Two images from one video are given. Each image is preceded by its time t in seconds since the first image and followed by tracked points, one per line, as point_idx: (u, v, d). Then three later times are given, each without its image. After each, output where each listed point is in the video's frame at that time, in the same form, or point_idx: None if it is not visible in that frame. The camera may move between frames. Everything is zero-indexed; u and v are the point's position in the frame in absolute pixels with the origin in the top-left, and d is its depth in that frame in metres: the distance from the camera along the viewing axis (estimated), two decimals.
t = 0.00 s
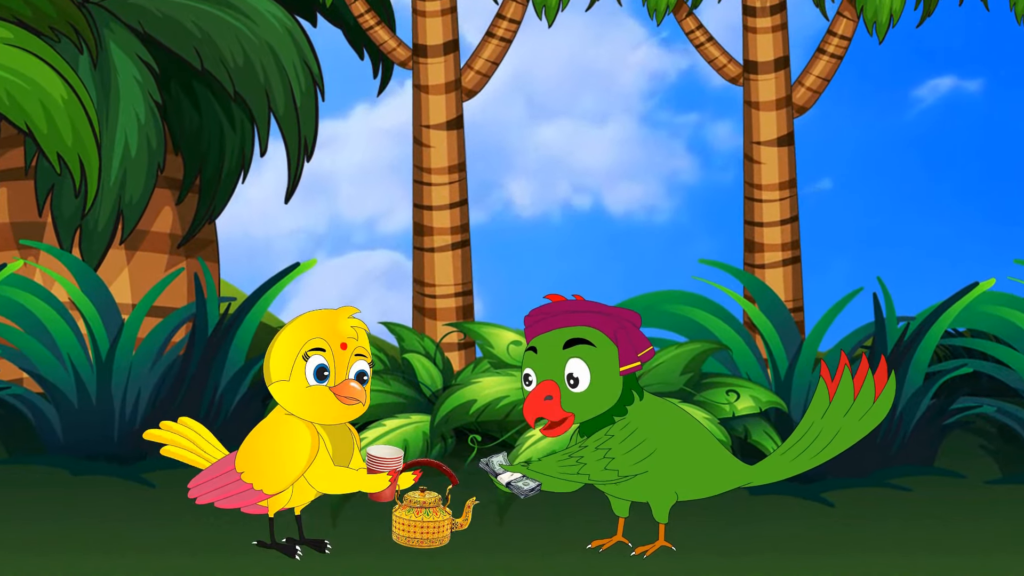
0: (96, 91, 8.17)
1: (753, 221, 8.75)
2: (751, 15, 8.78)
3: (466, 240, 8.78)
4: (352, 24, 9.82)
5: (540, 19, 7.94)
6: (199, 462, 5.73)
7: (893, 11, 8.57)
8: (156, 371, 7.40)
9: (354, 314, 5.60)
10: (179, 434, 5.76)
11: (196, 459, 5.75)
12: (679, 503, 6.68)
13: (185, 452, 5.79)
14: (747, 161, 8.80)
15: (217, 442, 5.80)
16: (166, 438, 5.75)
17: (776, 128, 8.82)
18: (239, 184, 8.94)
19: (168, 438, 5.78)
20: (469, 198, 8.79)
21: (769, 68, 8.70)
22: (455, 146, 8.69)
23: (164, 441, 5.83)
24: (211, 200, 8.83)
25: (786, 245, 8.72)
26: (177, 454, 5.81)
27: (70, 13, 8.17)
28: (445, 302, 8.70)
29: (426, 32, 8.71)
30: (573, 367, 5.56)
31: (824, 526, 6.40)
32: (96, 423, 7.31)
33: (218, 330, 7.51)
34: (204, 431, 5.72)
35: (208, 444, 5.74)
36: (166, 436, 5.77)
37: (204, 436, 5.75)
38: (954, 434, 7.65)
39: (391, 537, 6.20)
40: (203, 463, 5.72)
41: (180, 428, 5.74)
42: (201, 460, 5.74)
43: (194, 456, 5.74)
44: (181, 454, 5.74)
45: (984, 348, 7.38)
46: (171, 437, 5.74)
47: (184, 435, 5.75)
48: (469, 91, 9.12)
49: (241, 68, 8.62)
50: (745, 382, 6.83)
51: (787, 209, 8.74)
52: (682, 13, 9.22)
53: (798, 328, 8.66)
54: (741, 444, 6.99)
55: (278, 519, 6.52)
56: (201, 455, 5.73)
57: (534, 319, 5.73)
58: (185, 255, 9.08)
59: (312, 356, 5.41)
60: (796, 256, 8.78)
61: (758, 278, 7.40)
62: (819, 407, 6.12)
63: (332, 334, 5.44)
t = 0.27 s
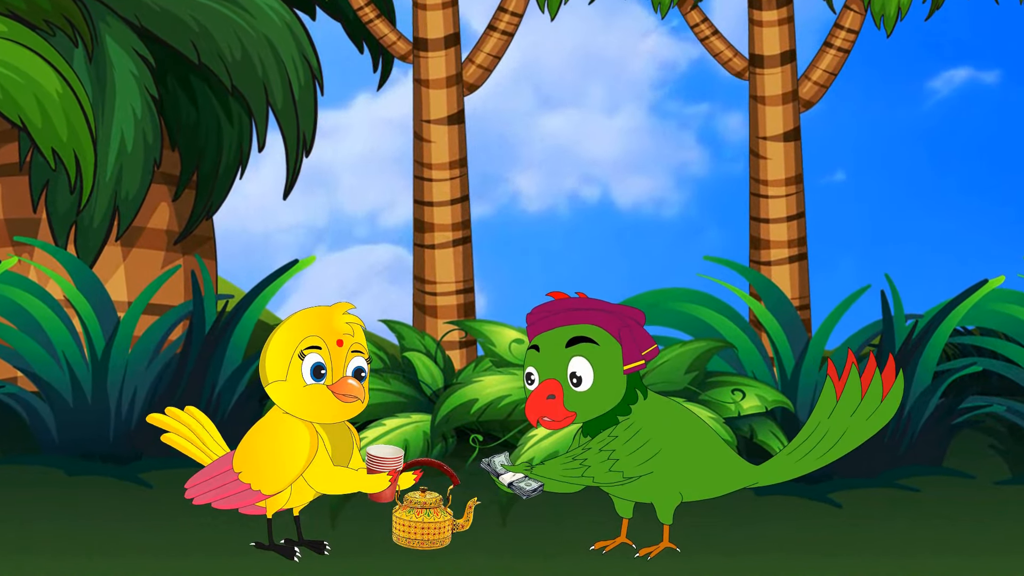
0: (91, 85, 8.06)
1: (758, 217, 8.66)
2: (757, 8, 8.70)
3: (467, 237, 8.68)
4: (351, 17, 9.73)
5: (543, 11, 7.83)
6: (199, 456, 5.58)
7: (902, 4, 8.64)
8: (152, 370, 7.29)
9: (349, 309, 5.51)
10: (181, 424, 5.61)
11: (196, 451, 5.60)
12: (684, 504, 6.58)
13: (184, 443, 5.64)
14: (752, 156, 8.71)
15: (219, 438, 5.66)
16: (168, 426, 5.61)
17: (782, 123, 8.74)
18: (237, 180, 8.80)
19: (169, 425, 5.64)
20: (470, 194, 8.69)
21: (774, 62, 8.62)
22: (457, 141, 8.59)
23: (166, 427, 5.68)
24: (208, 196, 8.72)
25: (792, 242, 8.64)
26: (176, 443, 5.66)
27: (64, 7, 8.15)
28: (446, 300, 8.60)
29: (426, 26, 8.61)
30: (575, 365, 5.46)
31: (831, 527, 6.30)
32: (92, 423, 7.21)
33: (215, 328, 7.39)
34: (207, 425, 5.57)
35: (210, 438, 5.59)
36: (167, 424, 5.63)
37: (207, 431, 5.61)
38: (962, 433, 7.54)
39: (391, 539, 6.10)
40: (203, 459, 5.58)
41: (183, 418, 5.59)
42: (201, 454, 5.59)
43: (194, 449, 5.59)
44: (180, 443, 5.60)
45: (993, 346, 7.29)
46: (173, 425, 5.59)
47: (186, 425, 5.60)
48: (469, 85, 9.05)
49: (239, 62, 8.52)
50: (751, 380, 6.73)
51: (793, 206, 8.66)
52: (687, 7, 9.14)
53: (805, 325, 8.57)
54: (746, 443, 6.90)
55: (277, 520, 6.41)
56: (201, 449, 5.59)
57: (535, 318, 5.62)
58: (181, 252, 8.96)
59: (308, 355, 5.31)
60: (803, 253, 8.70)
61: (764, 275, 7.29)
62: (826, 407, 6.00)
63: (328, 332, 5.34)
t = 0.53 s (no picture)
0: (86, 80, 8.00)
1: (764, 213, 8.59)
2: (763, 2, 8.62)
3: (468, 234, 8.58)
4: (351, 10, 9.64)
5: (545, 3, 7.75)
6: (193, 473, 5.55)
7: None
8: (149, 369, 7.21)
9: (344, 305, 5.40)
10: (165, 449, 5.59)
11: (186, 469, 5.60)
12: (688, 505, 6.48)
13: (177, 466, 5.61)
14: (758, 152, 8.63)
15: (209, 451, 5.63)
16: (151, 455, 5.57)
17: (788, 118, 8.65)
18: (234, 176, 8.73)
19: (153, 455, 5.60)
20: (471, 190, 8.60)
21: (780, 56, 8.54)
22: (458, 136, 8.50)
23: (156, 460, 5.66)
24: (205, 192, 8.63)
25: (798, 239, 8.57)
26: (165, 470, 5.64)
27: None
28: (447, 297, 8.50)
29: (427, 19, 8.52)
30: (578, 363, 5.36)
31: (838, 528, 6.19)
32: (87, 423, 7.12)
33: (212, 326, 7.28)
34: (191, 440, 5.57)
35: (197, 451, 5.59)
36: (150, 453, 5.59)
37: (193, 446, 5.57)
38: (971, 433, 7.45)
39: (391, 540, 6.00)
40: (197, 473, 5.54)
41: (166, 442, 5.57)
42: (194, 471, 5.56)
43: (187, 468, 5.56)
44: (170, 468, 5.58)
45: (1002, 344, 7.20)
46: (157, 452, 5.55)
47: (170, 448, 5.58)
48: (472, 79, 9.05)
49: (237, 56, 8.44)
50: (757, 379, 6.63)
51: (800, 202, 8.58)
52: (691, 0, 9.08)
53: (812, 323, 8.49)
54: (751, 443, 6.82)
55: (275, 521, 6.31)
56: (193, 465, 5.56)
57: (538, 315, 5.52)
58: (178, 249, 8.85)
59: (305, 353, 5.21)
60: (809, 250, 8.61)
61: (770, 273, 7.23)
62: (832, 406, 5.90)
63: (323, 329, 5.23)
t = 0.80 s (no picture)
0: (82, 73, 7.89)
1: (770, 209, 8.51)
2: None
3: (469, 230, 8.49)
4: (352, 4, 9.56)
5: None
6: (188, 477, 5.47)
7: None
8: (145, 368, 7.11)
9: (339, 302, 5.32)
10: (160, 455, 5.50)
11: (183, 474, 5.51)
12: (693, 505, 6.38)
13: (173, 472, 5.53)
14: (764, 147, 8.55)
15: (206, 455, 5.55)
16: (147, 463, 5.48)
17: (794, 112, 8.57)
18: (232, 171, 8.65)
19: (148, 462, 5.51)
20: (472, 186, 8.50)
21: (786, 50, 8.47)
22: (458, 131, 8.41)
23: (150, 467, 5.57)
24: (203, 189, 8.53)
25: (804, 235, 8.48)
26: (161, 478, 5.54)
27: None
28: (448, 295, 8.41)
29: (427, 12, 8.43)
30: (585, 356, 5.27)
31: (845, 530, 6.10)
32: (82, 422, 7.02)
33: (210, 324, 7.23)
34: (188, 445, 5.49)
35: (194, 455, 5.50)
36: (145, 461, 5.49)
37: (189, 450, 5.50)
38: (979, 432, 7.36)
39: (392, 541, 5.90)
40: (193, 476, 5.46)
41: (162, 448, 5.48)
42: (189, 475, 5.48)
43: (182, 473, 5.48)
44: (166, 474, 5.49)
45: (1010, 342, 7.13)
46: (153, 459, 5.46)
47: (166, 454, 5.49)
48: (473, 74, 9.00)
49: (234, 50, 8.36)
50: (763, 377, 6.54)
51: (806, 198, 8.50)
52: None
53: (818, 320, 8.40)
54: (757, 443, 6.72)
55: (274, 522, 6.22)
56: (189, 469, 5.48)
57: (547, 302, 5.44)
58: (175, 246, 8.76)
59: (300, 351, 5.11)
60: (816, 247, 8.54)
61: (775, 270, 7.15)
62: (829, 392, 5.76)
63: (318, 327, 5.14)
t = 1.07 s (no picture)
0: (77, 67, 7.80)
1: (776, 206, 8.45)
2: None
3: (470, 227, 8.39)
4: None
5: None
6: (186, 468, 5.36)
7: None
8: (141, 367, 7.01)
9: (336, 298, 5.22)
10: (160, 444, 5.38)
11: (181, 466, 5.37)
12: (698, 506, 6.29)
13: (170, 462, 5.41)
14: (770, 142, 8.48)
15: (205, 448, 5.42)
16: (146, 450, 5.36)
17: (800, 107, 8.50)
18: (230, 167, 8.54)
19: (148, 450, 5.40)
20: (474, 181, 8.41)
21: (792, 44, 8.39)
22: (459, 126, 8.31)
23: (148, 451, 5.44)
24: (199, 185, 8.43)
25: (811, 232, 8.41)
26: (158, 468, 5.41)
27: None
28: (449, 292, 8.32)
29: (428, 6, 8.34)
30: (591, 350, 5.18)
31: (853, 530, 6.01)
32: (77, 422, 6.93)
33: (207, 321, 7.12)
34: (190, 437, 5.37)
35: (194, 448, 5.37)
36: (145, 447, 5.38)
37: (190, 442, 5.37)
38: (988, 432, 7.26)
39: (392, 542, 5.80)
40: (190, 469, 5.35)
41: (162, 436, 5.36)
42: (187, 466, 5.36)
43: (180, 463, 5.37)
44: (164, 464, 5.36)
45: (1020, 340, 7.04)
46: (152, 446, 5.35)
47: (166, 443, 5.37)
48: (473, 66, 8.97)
49: (232, 43, 8.30)
50: (768, 376, 6.46)
51: (812, 194, 8.43)
52: None
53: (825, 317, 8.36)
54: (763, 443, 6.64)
55: (273, 523, 6.13)
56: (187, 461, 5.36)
57: (557, 293, 5.37)
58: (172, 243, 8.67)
59: (298, 350, 5.02)
60: (822, 243, 8.47)
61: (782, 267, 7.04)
62: (827, 383, 5.63)
63: (316, 325, 5.05)
